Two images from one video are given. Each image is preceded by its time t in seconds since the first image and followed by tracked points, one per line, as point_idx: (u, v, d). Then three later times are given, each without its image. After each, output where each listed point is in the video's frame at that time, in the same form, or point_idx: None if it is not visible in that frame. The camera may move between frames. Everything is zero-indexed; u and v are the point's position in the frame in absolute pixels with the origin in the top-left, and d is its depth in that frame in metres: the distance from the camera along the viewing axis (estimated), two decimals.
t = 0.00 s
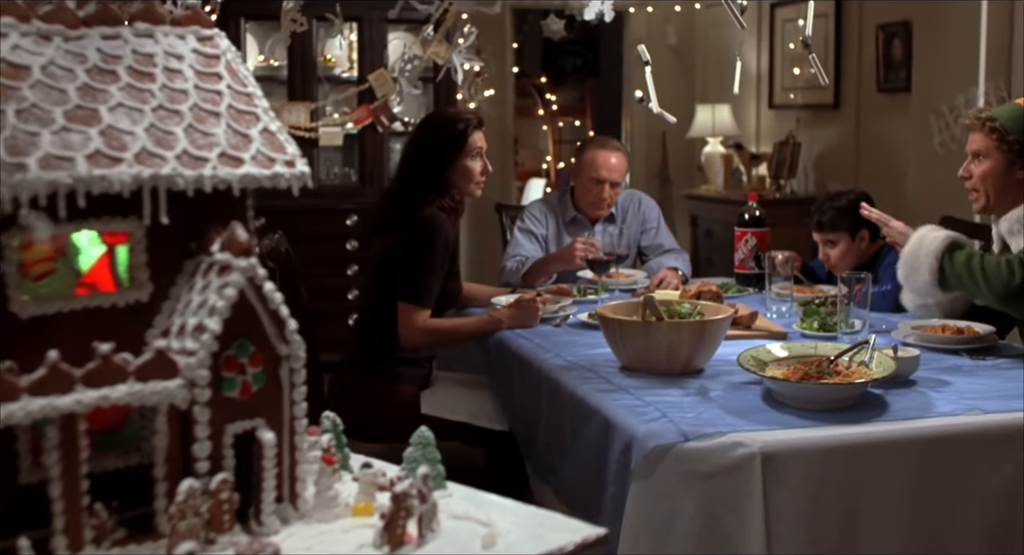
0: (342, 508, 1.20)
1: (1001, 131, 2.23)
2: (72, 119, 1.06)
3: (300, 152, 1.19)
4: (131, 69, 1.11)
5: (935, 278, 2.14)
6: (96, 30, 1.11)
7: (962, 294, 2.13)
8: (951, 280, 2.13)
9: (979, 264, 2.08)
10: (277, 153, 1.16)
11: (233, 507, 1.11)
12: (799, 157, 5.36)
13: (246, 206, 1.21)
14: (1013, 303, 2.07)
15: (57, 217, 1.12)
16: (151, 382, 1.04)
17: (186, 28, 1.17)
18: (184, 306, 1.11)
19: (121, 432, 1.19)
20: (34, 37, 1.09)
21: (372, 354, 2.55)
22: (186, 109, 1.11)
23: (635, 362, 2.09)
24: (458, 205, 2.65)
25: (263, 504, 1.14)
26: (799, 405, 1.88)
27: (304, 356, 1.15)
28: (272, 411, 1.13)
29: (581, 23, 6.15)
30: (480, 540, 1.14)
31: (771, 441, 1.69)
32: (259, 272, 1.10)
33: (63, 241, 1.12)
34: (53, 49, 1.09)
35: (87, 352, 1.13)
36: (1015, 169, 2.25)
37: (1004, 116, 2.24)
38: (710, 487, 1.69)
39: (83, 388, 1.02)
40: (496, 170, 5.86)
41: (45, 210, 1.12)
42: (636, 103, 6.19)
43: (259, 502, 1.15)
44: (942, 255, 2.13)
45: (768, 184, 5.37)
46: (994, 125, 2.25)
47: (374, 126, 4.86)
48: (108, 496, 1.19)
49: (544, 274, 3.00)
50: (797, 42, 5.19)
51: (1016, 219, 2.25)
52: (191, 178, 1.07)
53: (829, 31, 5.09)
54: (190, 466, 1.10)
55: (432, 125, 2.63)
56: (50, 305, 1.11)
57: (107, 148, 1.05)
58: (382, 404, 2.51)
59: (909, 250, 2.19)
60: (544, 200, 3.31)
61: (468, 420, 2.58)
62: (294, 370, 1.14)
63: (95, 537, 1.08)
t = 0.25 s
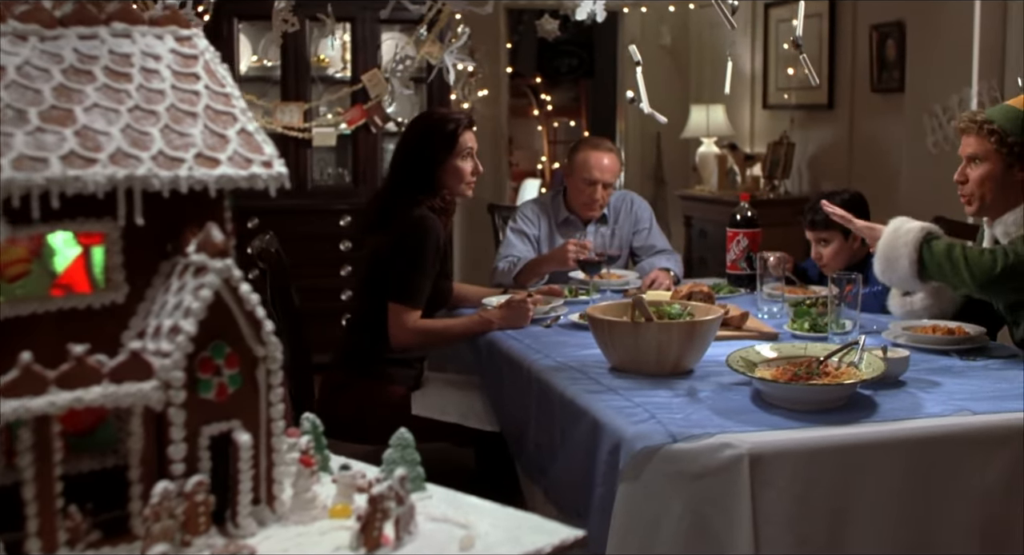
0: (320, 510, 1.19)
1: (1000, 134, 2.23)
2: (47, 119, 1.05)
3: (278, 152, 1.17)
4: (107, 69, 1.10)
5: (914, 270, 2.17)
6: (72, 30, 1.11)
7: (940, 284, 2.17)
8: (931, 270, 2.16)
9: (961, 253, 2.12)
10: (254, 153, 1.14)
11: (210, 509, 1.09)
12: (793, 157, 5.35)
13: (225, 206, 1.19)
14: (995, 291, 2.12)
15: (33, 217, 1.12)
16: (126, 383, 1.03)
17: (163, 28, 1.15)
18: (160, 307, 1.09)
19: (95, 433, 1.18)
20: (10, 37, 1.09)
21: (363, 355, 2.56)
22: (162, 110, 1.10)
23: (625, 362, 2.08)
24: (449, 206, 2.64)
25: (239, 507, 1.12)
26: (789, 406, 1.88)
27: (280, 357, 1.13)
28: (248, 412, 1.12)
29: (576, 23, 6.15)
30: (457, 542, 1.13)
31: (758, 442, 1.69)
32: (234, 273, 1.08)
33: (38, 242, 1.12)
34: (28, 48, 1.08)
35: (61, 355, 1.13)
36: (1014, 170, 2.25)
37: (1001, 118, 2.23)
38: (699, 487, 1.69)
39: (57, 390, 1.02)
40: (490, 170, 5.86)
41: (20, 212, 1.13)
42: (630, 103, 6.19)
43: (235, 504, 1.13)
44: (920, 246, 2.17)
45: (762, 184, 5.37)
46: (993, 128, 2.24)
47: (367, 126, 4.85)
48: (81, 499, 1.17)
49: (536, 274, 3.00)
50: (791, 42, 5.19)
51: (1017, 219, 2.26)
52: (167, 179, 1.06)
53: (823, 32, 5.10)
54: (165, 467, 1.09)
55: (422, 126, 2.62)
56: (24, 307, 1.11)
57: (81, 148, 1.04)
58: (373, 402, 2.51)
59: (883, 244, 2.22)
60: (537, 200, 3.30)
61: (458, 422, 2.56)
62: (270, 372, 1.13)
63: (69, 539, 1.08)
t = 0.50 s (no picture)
0: (298, 511, 1.18)
1: (987, 134, 2.23)
2: (23, 118, 1.05)
3: (256, 152, 1.15)
4: (85, 70, 1.09)
5: (927, 278, 2.08)
6: (50, 30, 1.10)
7: (950, 291, 2.09)
8: (944, 277, 2.08)
9: (979, 258, 2.07)
10: (233, 153, 1.13)
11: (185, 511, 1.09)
12: (789, 157, 5.36)
13: (203, 206, 1.18)
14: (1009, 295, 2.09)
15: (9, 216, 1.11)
16: (100, 384, 1.03)
17: (142, 29, 1.14)
18: (137, 308, 1.08)
19: (74, 433, 1.17)
20: None
21: (354, 355, 2.55)
22: (140, 109, 1.09)
23: (615, 363, 2.08)
24: (440, 206, 2.64)
25: (216, 508, 1.11)
26: (779, 407, 1.88)
27: (258, 358, 1.12)
28: (227, 413, 1.10)
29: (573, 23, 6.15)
30: (435, 544, 1.12)
31: (747, 443, 1.68)
32: (211, 274, 1.07)
33: (14, 242, 1.12)
34: (6, 49, 1.08)
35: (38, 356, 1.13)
36: (1002, 172, 2.25)
37: (989, 119, 2.23)
38: (688, 488, 1.69)
39: (30, 391, 1.01)
40: (485, 170, 5.87)
41: None
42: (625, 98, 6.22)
43: (213, 506, 1.12)
44: (931, 251, 2.08)
45: (758, 184, 5.37)
46: (981, 129, 2.24)
47: (362, 126, 4.87)
48: (57, 500, 1.17)
49: (529, 274, 3.00)
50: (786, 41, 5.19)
51: (1008, 220, 2.26)
52: (143, 179, 1.05)
53: (819, 32, 5.10)
54: (141, 468, 1.09)
55: (414, 126, 2.62)
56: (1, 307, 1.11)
57: (57, 148, 1.04)
58: (364, 403, 2.51)
59: (887, 253, 2.09)
60: (530, 200, 3.30)
61: (449, 421, 2.53)
62: (248, 373, 1.11)
63: (44, 540, 1.07)
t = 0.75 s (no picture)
0: (275, 512, 1.16)
1: (973, 129, 2.24)
2: None
3: (235, 152, 1.14)
4: (61, 70, 1.08)
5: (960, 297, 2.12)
6: (27, 30, 1.10)
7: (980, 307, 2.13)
8: (977, 294, 2.12)
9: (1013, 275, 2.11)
10: (210, 153, 1.11)
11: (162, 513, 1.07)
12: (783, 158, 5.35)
13: (180, 208, 1.17)
14: None
15: None
16: (75, 386, 1.00)
17: (121, 28, 1.13)
18: (113, 308, 1.06)
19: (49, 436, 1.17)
20: None
21: (346, 355, 2.55)
22: (117, 110, 1.08)
23: (605, 363, 2.08)
24: (429, 206, 2.64)
25: (193, 510, 1.09)
26: (768, 407, 1.87)
27: (235, 358, 1.09)
28: (203, 414, 1.08)
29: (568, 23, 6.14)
30: (412, 546, 1.10)
31: (735, 444, 1.68)
32: (187, 275, 1.05)
33: None
34: None
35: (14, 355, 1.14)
36: (987, 167, 2.26)
37: (975, 114, 2.24)
38: (675, 489, 1.69)
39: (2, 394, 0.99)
40: (480, 170, 5.88)
41: None
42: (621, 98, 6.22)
43: (189, 507, 1.10)
44: (964, 270, 2.11)
45: (753, 184, 5.37)
46: (967, 123, 2.25)
47: (355, 126, 4.88)
48: (32, 501, 1.17)
49: (521, 274, 2.99)
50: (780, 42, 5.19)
51: (993, 215, 2.27)
52: (119, 179, 1.04)
53: (813, 33, 5.10)
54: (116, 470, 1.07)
55: (404, 124, 2.61)
56: None
57: (31, 149, 1.04)
58: (356, 403, 2.51)
59: (918, 272, 2.12)
60: (523, 200, 3.30)
61: (440, 422, 2.51)
62: (225, 374, 1.09)
63: (18, 542, 1.06)
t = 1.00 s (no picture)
0: (253, 513, 1.11)
1: (958, 122, 2.28)
2: None
3: (213, 154, 1.09)
4: (37, 69, 1.03)
5: (986, 325, 2.11)
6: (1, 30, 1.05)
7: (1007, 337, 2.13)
8: (1004, 322, 2.11)
9: None
10: (188, 154, 1.06)
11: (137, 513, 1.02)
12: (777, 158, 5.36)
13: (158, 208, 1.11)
14: None
15: None
16: (50, 386, 0.96)
17: (98, 27, 1.07)
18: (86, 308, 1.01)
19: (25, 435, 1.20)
20: None
21: (338, 354, 2.55)
22: (93, 110, 1.03)
23: (595, 364, 2.07)
24: (420, 205, 2.64)
25: (167, 512, 1.04)
26: (756, 408, 1.87)
27: (213, 358, 1.04)
28: (180, 415, 1.02)
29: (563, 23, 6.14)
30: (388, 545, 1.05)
31: (723, 444, 1.68)
32: (163, 274, 1.00)
33: None
34: None
35: None
36: (971, 162, 2.29)
37: (961, 109, 2.28)
38: (663, 490, 1.68)
39: None
40: (474, 171, 5.88)
41: None
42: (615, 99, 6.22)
43: (164, 509, 1.04)
44: (991, 299, 2.10)
45: (747, 185, 5.37)
46: (953, 117, 2.29)
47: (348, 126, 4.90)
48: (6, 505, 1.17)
49: (513, 274, 2.99)
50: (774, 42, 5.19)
51: (975, 209, 2.29)
52: (95, 182, 0.99)
53: (807, 34, 5.11)
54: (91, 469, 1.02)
55: (395, 125, 2.61)
56: None
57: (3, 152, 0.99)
58: (346, 403, 2.51)
59: (943, 300, 2.13)
60: (515, 200, 3.29)
61: (431, 422, 2.50)
62: (202, 375, 1.03)
63: None
